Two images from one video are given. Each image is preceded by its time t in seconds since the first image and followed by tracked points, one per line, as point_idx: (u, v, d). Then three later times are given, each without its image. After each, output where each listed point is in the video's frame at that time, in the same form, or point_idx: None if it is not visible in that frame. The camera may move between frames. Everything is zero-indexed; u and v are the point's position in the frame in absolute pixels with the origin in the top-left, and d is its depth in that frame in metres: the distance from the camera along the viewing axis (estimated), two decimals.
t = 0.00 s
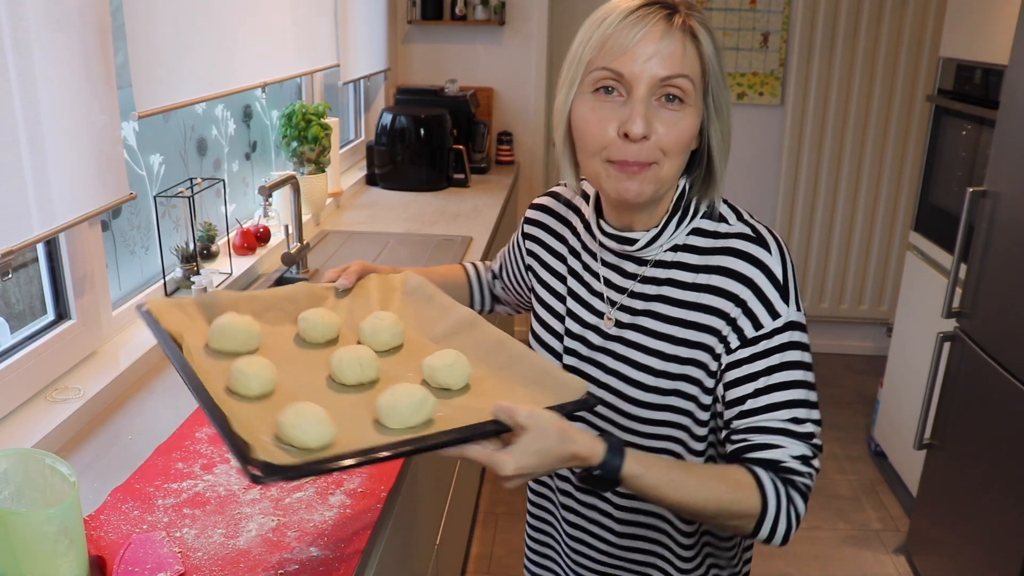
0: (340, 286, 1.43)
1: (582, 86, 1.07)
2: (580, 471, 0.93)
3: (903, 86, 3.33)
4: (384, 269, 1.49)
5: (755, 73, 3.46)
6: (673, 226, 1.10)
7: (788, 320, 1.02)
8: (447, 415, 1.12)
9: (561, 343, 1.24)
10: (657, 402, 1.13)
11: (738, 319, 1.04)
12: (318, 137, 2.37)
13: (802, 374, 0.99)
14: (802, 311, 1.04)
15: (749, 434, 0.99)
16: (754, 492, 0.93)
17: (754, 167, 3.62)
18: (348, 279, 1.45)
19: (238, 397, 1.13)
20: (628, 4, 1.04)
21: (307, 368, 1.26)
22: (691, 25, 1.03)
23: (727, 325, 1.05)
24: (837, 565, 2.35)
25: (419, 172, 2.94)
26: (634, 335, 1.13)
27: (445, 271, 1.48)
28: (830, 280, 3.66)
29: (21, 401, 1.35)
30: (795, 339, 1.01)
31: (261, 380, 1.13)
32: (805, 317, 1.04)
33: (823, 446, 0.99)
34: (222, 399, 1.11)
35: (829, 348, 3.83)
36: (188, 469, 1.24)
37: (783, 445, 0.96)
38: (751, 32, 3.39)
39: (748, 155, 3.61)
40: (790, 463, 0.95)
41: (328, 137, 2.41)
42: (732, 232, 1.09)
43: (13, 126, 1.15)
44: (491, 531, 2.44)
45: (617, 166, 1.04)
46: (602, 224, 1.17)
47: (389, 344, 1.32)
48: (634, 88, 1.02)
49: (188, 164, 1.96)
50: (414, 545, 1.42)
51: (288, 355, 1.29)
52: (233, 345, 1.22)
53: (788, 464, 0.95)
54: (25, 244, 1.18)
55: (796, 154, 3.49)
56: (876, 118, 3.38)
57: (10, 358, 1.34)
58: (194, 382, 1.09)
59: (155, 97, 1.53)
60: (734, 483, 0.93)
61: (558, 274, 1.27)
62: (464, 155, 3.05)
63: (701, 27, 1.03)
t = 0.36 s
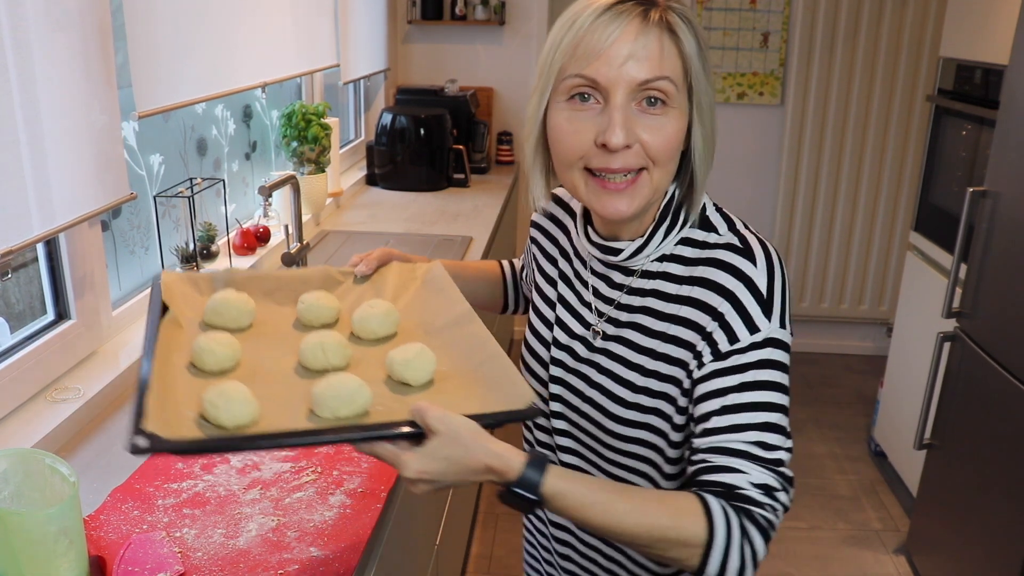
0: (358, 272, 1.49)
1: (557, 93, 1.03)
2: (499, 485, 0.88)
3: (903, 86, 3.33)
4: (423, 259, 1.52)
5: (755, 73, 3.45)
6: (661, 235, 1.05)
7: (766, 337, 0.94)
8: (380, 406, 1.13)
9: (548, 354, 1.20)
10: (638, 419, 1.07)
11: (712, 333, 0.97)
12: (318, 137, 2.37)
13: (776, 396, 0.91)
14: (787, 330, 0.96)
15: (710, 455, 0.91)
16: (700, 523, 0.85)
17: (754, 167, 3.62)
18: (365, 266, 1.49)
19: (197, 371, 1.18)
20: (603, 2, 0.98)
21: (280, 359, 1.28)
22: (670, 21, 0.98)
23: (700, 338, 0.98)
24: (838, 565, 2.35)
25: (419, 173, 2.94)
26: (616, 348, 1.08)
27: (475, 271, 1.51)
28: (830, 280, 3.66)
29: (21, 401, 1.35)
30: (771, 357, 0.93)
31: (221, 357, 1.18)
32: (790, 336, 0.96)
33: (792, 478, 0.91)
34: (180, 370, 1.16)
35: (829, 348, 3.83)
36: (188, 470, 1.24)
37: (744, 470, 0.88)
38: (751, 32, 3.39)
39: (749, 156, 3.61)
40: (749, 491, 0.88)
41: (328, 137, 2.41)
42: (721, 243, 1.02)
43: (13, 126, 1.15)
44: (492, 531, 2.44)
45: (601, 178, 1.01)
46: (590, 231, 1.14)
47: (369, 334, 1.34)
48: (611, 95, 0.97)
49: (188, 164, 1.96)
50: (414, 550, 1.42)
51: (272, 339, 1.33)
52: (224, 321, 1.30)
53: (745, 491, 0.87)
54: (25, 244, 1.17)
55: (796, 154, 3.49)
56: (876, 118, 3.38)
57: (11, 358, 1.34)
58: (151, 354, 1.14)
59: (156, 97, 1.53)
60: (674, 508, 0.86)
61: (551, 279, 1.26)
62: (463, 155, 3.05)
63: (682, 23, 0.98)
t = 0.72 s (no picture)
0: (385, 251, 1.62)
1: (559, 92, 1.03)
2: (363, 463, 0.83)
3: (903, 86, 3.33)
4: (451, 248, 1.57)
5: (755, 73, 3.45)
6: (667, 240, 1.04)
7: (738, 345, 0.87)
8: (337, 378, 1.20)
9: (549, 348, 1.22)
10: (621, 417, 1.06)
11: (687, 330, 0.92)
12: (318, 137, 2.37)
13: (725, 404, 0.85)
14: (767, 349, 0.89)
15: (632, 438, 0.84)
16: (581, 505, 0.79)
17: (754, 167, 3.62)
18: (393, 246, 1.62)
19: (173, 327, 1.32)
20: None
21: (256, 323, 1.39)
22: (672, 12, 0.96)
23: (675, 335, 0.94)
24: (838, 565, 2.35)
25: (419, 172, 2.94)
26: (610, 347, 1.07)
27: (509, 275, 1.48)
28: (830, 280, 3.66)
29: (21, 401, 1.35)
30: (733, 365, 0.86)
31: (194, 315, 1.32)
32: (767, 356, 0.89)
33: (706, 490, 0.84)
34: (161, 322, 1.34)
35: (830, 348, 3.83)
36: (188, 469, 1.24)
37: (657, 463, 0.82)
38: (751, 32, 3.39)
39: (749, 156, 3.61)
40: (651, 484, 0.82)
41: (328, 136, 2.41)
42: (725, 254, 0.98)
43: (13, 126, 1.15)
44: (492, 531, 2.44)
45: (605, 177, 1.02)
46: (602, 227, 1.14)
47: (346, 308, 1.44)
48: (611, 93, 0.96)
49: (188, 164, 1.96)
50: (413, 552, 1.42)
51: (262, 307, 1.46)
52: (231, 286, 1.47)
53: (647, 482, 0.82)
54: (25, 244, 1.18)
55: (796, 153, 3.49)
56: (876, 118, 3.38)
57: (11, 358, 1.34)
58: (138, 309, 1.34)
59: (156, 97, 1.53)
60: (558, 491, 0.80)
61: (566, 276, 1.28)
62: (463, 155, 3.06)
63: (684, 14, 0.96)
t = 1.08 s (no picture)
0: (394, 252, 1.61)
1: (550, 91, 1.03)
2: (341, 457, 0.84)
3: (902, 85, 3.33)
4: (457, 249, 1.57)
5: (755, 73, 3.45)
6: (655, 246, 1.03)
7: (714, 357, 0.87)
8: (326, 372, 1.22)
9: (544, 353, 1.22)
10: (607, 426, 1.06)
11: (666, 339, 0.92)
12: (318, 137, 2.38)
13: (697, 417, 0.85)
14: (746, 362, 0.89)
15: (604, 449, 0.86)
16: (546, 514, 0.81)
17: (754, 167, 3.62)
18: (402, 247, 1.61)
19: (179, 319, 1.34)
20: None
21: (257, 319, 1.39)
22: (668, 16, 0.96)
23: (654, 343, 0.94)
24: (837, 565, 2.35)
25: (419, 172, 2.94)
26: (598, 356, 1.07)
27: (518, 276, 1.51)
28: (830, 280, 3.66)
29: (21, 401, 1.35)
30: (707, 378, 0.86)
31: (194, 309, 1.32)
32: (745, 369, 0.89)
33: (673, 503, 0.85)
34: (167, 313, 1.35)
35: (830, 348, 3.82)
36: (188, 469, 1.24)
37: (626, 475, 0.83)
38: (751, 32, 3.39)
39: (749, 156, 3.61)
40: (619, 497, 0.82)
41: (328, 136, 2.41)
42: (710, 262, 0.97)
43: (13, 126, 1.15)
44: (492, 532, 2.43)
45: (591, 181, 1.02)
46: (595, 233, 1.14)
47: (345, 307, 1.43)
48: (601, 95, 0.96)
49: (188, 164, 1.96)
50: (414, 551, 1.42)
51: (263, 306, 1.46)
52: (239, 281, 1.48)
53: (615, 494, 0.82)
54: (25, 244, 1.18)
55: (797, 154, 3.49)
56: (876, 117, 3.38)
57: (11, 358, 1.34)
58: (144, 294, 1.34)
59: (156, 97, 1.53)
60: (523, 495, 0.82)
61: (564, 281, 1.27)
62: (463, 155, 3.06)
63: (681, 18, 0.96)
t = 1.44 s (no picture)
0: (361, 262, 1.56)
1: (551, 76, 1.04)
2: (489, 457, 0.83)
3: (903, 85, 3.33)
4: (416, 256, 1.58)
5: (755, 73, 3.45)
6: (658, 245, 1.03)
7: (764, 370, 0.89)
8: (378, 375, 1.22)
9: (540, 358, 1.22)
10: (623, 438, 1.05)
11: (707, 356, 0.92)
12: (318, 137, 2.38)
13: (765, 436, 0.87)
14: (786, 365, 0.91)
15: (680, 480, 0.87)
16: (665, 549, 0.83)
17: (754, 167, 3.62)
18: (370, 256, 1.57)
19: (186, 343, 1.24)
20: None
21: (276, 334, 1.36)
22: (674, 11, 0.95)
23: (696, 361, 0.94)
24: (837, 565, 2.35)
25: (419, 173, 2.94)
26: (607, 360, 1.06)
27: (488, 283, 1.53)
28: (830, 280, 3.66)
29: (21, 401, 1.35)
30: (765, 394, 0.88)
31: (209, 330, 1.25)
32: (788, 372, 0.91)
33: (760, 522, 0.87)
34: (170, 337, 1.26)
35: (830, 348, 3.83)
36: (188, 469, 1.24)
37: (716, 506, 0.85)
38: (751, 32, 3.39)
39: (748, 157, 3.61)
40: (715, 529, 0.84)
41: (328, 136, 2.41)
42: (726, 264, 0.98)
43: (13, 126, 1.15)
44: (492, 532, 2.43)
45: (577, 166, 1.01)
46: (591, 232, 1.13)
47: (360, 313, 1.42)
48: (594, 78, 0.97)
49: (188, 164, 1.96)
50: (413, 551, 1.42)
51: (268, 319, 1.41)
52: (218, 298, 1.38)
53: (711, 527, 0.84)
54: (25, 245, 1.18)
55: (797, 154, 3.49)
56: (876, 117, 3.38)
57: (11, 358, 1.34)
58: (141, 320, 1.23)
59: (155, 97, 1.53)
60: (650, 527, 0.83)
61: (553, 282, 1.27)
62: (463, 155, 3.06)
63: (686, 17, 0.95)
